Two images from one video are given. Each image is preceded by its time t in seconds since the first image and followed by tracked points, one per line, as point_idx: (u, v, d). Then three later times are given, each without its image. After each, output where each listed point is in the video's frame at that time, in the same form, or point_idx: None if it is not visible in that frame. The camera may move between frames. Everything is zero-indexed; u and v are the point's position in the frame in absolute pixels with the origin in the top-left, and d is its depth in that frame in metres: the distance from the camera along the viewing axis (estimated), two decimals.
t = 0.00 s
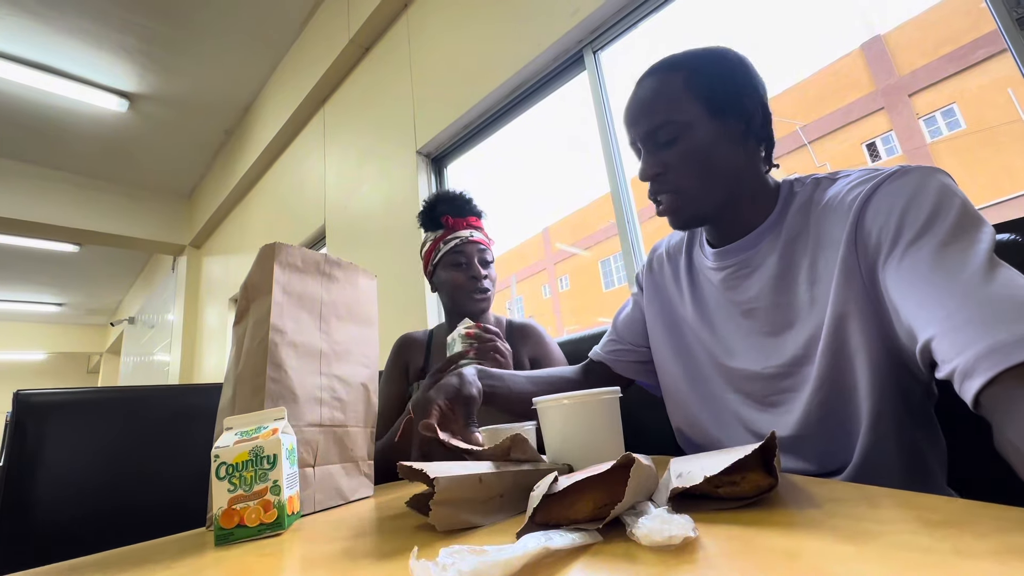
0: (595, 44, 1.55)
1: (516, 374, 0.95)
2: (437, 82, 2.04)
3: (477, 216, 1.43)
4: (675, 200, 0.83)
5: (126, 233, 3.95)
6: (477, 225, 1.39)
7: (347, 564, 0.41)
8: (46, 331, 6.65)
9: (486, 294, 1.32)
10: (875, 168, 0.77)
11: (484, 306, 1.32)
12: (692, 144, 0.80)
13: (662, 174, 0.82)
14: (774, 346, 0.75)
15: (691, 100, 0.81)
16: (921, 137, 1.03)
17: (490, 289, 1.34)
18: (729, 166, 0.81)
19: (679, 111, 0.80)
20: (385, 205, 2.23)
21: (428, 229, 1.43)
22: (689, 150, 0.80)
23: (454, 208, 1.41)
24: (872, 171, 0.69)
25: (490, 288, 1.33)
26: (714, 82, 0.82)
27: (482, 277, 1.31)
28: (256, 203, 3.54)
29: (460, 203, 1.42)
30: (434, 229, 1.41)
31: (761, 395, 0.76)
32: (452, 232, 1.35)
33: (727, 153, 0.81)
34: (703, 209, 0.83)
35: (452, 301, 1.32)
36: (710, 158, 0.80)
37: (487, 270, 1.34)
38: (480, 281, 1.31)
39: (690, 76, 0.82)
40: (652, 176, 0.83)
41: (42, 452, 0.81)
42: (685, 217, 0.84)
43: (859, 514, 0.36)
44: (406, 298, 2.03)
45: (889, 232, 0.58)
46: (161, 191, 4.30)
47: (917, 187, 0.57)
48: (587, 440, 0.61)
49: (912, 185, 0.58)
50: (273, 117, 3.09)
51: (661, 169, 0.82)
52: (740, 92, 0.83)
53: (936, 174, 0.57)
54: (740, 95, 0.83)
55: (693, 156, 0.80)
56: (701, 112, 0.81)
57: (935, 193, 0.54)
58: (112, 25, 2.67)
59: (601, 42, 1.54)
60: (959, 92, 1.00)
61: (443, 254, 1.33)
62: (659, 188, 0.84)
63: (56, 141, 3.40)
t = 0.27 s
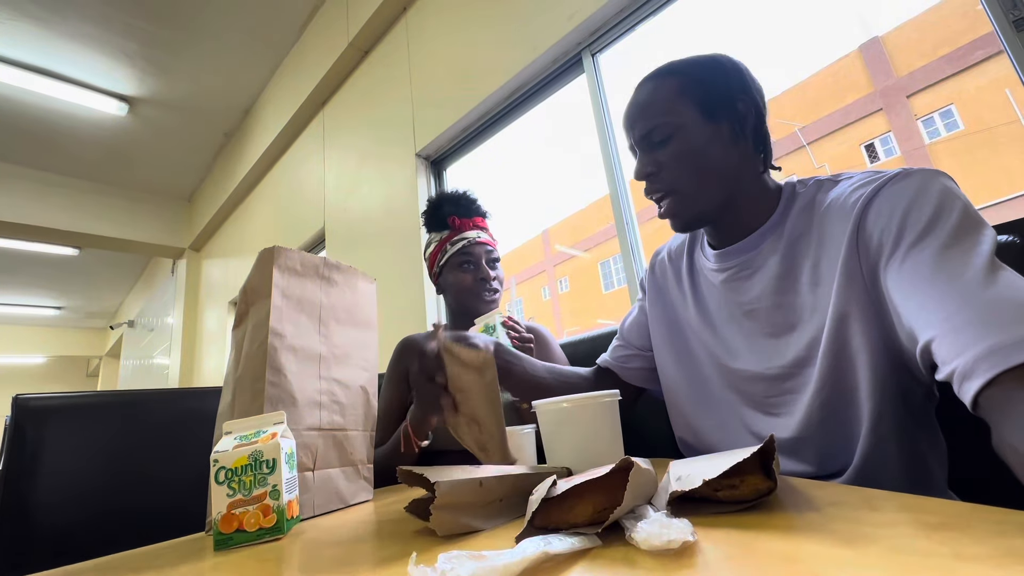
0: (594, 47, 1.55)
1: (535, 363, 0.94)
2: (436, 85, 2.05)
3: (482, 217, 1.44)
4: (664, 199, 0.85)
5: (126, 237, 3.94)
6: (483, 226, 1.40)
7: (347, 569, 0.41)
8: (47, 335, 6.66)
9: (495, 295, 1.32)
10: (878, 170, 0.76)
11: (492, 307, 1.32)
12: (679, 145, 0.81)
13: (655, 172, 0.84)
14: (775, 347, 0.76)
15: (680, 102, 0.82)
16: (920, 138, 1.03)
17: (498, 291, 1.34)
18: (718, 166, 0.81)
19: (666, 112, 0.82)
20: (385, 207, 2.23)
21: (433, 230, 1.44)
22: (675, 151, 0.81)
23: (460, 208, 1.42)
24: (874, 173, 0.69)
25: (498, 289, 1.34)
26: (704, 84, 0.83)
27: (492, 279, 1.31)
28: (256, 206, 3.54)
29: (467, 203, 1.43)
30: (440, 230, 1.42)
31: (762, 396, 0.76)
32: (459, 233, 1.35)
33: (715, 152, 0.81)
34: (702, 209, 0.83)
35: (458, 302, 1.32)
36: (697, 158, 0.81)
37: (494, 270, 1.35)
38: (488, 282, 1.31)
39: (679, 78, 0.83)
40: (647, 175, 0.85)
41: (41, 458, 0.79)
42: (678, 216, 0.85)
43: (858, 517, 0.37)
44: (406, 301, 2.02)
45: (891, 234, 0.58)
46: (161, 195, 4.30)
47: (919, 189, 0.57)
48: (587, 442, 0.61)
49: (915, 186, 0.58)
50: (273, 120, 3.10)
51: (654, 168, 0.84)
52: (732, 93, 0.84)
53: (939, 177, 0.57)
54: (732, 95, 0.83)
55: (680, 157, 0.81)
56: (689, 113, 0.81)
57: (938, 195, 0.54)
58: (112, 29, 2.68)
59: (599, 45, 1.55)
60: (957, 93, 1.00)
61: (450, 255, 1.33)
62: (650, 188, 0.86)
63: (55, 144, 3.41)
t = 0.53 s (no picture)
0: (594, 46, 1.55)
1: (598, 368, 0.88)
2: (436, 85, 2.05)
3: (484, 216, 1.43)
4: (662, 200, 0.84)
5: (125, 237, 3.94)
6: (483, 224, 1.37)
7: (348, 568, 0.41)
8: (48, 336, 6.66)
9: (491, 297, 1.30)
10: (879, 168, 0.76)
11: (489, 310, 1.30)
12: (675, 145, 0.81)
13: (654, 173, 0.83)
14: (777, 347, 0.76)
15: (676, 102, 0.82)
16: (919, 137, 1.02)
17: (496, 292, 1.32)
18: (715, 165, 0.81)
19: (662, 114, 0.82)
20: (385, 207, 2.23)
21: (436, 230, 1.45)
22: (672, 152, 0.81)
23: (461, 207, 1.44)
24: (875, 171, 0.68)
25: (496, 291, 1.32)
26: (703, 83, 0.83)
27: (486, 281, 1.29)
28: (255, 206, 3.54)
29: (468, 202, 1.44)
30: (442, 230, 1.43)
31: (764, 396, 0.76)
32: (458, 233, 1.35)
33: (712, 153, 0.81)
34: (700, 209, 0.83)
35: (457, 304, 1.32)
36: (693, 158, 0.80)
37: (491, 273, 1.32)
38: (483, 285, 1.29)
39: (675, 79, 0.83)
40: (645, 176, 0.85)
41: (40, 459, 0.79)
42: (676, 216, 0.85)
43: (860, 515, 0.36)
44: (406, 301, 2.02)
45: (891, 233, 0.58)
46: (160, 195, 4.30)
47: (919, 187, 0.57)
48: (588, 441, 0.61)
49: (914, 185, 0.58)
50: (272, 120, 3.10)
51: (653, 169, 0.83)
52: (728, 92, 0.83)
53: (939, 175, 0.57)
54: (728, 94, 0.83)
55: (676, 157, 0.81)
56: (686, 113, 0.81)
57: (938, 193, 0.54)
58: (111, 30, 2.68)
59: (599, 44, 1.55)
60: (957, 92, 0.99)
61: (447, 257, 1.32)
62: (649, 189, 0.85)
63: (54, 145, 3.40)
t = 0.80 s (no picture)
0: (593, 45, 1.55)
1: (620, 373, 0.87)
2: (436, 85, 2.05)
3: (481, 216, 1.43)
4: (656, 202, 0.85)
5: (124, 237, 3.93)
6: (482, 225, 1.38)
7: (347, 568, 0.41)
8: (46, 335, 6.65)
9: (490, 297, 1.30)
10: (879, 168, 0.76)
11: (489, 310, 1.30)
12: (670, 147, 0.81)
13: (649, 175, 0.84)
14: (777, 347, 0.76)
15: (666, 105, 0.82)
16: (919, 137, 1.02)
17: (495, 293, 1.32)
18: (708, 166, 0.81)
19: (653, 117, 0.83)
20: (384, 207, 2.23)
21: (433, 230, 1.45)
22: (664, 154, 0.82)
23: (457, 207, 1.43)
24: (875, 171, 0.68)
25: (495, 291, 1.31)
26: (699, 84, 0.83)
27: (486, 281, 1.29)
28: (255, 205, 3.54)
29: (465, 203, 1.44)
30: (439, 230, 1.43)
31: (765, 396, 0.76)
32: (455, 234, 1.35)
33: (705, 154, 0.81)
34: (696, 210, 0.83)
35: (457, 305, 1.32)
36: (685, 160, 0.80)
37: (490, 273, 1.32)
38: (483, 285, 1.29)
39: (666, 82, 0.83)
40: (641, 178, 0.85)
41: (38, 460, 0.79)
42: (672, 218, 0.85)
43: (860, 515, 0.36)
44: (405, 301, 2.02)
45: (892, 233, 0.58)
46: (159, 195, 4.29)
47: (919, 187, 0.57)
48: (588, 441, 0.61)
49: (914, 185, 0.58)
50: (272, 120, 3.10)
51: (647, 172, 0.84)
52: (720, 93, 0.83)
53: (939, 175, 0.57)
54: (720, 95, 0.83)
55: (669, 159, 0.81)
56: (677, 115, 0.81)
57: (938, 193, 0.54)
58: (110, 29, 2.67)
59: (598, 44, 1.54)
60: (956, 92, 0.99)
61: (446, 257, 1.33)
62: (643, 192, 0.86)
63: (53, 144, 3.40)
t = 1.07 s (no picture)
0: (593, 46, 1.55)
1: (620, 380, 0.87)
2: (436, 85, 2.05)
3: (480, 216, 1.44)
4: (650, 204, 0.87)
5: (124, 236, 3.93)
6: (481, 226, 1.39)
7: (346, 569, 0.41)
8: (46, 335, 6.65)
9: (492, 297, 1.30)
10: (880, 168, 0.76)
11: (490, 309, 1.30)
12: (662, 151, 0.83)
13: (642, 178, 0.86)
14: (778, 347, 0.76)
15: (659, 110, 0.84)
16: (918, 137, 1.03)
17: (496, 292, 1.32)
18: (700, 170, 0.82)
19: (645, 123, 0.85)
20: (384, 207, 2.23)
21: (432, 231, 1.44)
22: (655, 158, 0.84)
23: (456, 208, 1.42)
24: (875, 172, 0.68)
25: (496, 291, 1.32)
26: (695, 88, 0.84)
27: (487, 281, 1.29)
28: (254, 205, 3.54)
29: (463, 203, 1.43)
30: (438, 231, 1.42)
31: (765, 397, 0.76)
32: (456, 234, 1.35)
33: (696, 157, 0.82)
34: (690, 211, 0.85)
35: (456, 306, 1.31)
36: (676, 163, 0.82)
37: (491, 272, 1.33)
38: (485, 284, 1.29)
39: (659, 88, 0.85)
40: (635, 181, 0.88)
41: (38, 460, 0.79)
42: (666, 219, 0.87)
43: (858, 515, 0.36)
44: (405, 301, 2.02)
45: (891, 234, 0.58)
46: (159, 194, 4.29)
47: (919, 188, 0.57)
48: (588, 441, 0.61)
49: (914, 186, 0.58)
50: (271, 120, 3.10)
51: (640, 175, 0.86)
52: (714, 97, 0.84)
53: (939, 176, 0.57)
54: (713, 98, 0.84)
55: (660, 164, 0.83)
56: (671, 119, 0.83)
57: (938, 194, 0.54)
58: (109, 29, 2.67)
59: (598, 44, 1.54)
60: (956, 92, 1.00)
61: (447, 257, 1.32)
62: (638, 194, 0.89)
63: (53, 144, 3.40)
